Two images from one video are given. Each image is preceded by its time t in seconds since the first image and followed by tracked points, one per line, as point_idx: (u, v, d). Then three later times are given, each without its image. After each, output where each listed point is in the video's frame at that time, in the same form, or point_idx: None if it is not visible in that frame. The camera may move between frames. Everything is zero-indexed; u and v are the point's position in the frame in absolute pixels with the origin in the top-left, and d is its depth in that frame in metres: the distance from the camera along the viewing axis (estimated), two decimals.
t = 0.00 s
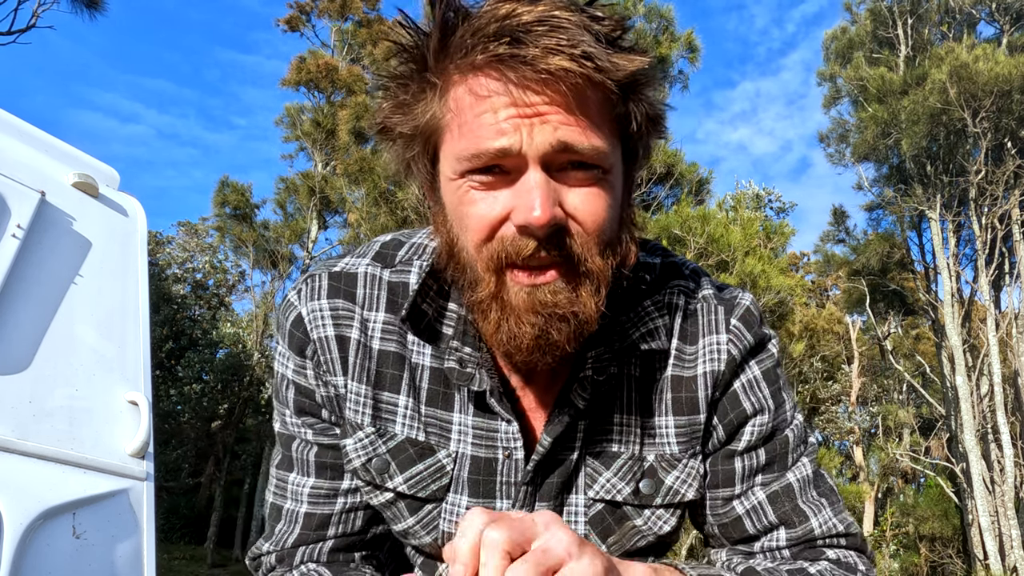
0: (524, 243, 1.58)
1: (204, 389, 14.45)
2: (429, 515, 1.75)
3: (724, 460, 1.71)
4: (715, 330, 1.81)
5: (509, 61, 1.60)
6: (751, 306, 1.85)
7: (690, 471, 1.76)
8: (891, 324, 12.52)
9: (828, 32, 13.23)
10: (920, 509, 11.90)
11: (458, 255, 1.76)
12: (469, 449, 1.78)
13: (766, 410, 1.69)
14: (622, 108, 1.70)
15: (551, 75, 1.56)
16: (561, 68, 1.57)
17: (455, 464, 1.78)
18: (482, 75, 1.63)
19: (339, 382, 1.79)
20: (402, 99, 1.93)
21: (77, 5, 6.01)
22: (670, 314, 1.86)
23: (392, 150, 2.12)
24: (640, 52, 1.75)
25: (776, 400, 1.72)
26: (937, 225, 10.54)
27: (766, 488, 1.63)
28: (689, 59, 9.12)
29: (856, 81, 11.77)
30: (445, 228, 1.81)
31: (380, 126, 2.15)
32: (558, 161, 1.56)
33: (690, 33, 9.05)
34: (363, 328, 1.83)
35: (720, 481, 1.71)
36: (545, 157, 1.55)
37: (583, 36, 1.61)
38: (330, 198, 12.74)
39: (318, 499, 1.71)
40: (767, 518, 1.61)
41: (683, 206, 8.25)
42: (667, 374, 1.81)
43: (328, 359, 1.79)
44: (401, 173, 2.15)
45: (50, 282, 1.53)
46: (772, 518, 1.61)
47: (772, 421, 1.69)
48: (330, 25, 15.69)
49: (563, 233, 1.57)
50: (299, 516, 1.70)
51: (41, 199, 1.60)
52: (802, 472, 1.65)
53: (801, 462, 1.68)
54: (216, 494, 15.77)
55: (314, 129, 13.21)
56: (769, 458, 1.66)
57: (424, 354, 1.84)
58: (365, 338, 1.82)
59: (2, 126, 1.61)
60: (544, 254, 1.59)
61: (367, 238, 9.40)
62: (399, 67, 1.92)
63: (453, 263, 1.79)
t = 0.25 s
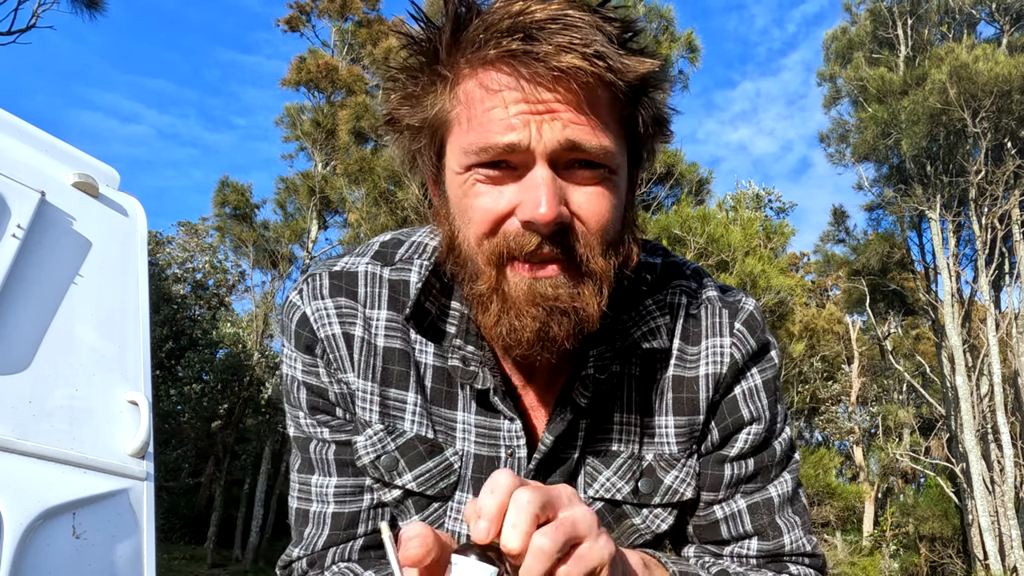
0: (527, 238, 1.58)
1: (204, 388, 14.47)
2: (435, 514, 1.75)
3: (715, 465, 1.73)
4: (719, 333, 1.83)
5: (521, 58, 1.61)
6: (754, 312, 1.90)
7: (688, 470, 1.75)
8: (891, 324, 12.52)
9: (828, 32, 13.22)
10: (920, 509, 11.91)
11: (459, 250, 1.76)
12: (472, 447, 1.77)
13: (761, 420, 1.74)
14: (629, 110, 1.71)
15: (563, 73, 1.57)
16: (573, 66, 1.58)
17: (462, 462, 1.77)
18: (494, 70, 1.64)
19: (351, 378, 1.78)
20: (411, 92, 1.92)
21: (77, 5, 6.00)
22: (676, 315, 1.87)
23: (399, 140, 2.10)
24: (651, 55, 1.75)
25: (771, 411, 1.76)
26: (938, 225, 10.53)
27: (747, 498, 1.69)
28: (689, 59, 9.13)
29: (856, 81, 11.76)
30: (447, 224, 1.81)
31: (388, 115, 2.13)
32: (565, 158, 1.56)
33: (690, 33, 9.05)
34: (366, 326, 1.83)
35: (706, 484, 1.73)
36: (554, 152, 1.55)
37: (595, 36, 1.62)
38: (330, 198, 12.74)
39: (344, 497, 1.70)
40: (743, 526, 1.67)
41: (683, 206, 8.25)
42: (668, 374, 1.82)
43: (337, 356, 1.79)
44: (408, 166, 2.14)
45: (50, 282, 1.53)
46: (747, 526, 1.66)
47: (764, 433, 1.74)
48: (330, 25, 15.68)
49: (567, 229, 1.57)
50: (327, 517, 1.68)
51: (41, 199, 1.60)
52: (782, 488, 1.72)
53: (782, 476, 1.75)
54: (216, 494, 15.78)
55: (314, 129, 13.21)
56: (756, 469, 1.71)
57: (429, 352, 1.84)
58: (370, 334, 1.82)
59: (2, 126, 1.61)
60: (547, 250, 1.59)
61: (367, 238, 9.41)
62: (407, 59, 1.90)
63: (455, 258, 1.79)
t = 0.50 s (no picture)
0: (525, 228, 1.57)
1: (204, 388, 14.49)
2: (447, 510, 1.73)
3: (713, 461, 1.77)
4: (723, 334, 1.87)
5: (534, 50, 1.61)
6: (754, 315, 1.97)
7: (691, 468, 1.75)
8: (891, 324, 12.52)
9: (828, 32, 13.21)
10: (920, 509, 11.92)
11: (458, 238, 1.75)
12: (477, 444, 1.77)
13: (759, 420, 1.80)
14: (636, 112, 1.74)
15: (574, 68, 1.58)
16: (585, 61, 1.59)
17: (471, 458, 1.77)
18: (507, 60, 1.64)
19: (364, 373, 1.79)
20: (424, 80, 1.92)
21: (77, 5, 6.00)
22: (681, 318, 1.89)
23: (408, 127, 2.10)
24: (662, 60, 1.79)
25: (768, 414, 1.83)
26: (938, 225, 10.53)
27: (740, 495, 1.75)
28: (689, 60, 9.14)
29: (856, 81, 11.76)
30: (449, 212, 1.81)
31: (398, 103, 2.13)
32: (570, 153, 1.56)
33: (690, 33, 9.07)
34: (374, 320, 1.84)
35: (705, 480, 1.75)
36: (559, 146, 1.55)
37: (608, 35, 1.65)
38: (331, 198, 12.74)
39: (362, 493, 1.68)
40: (733, 521, 1.73)
41: (683, 206, 8.25)
42: (673, 374, 1.83)
43: (348, 351, 1.79)
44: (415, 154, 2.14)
45: (50, 282, 1.53)
46: (738, 521, 1.72)
47: (760, 433, 1.80)
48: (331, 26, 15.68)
49: (566, 224, 1.57)
50: (345, 516, 1.66)
51: (41, 199, 1.60)
52: (770, 486, 1.79)
53: (769, 475, 1.82)
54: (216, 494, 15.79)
55: (314, 129, 13.21)
56: (750, 466, 1.77)
57: (436, 349, 1.84)
58: (377, 329, 1.83)
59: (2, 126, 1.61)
60: (545, 243, 1.58)
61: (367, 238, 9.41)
62: (424, 49, 1.91)
63: (453, 248, 1.78)
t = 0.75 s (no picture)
0: (534, 227, 1.56)
1: (204, 388, 14.51)
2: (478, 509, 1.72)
3: (706, 462, 1.84)
4: (724, 338, 1.96)
5: (570, 49, 1.64)
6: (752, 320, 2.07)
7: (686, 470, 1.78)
8: (891, 324, 12.51)
9: (828, 32, 13.21)
10: (920, 509, 11.92)
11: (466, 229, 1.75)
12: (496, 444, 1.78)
13: (753, 424, 1.90)
14: (663, 128, 1.79)
15: (610, 73, 1.61)
16: (621, 68, 1.63)
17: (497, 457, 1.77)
18: (543, 56, 1.66)
19: (379, 378, 1.78)
20: (457, 67, 1.90)
21: (78, 5, 6.02)
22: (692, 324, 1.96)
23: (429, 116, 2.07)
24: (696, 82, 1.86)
25: (759, 421, 1.94)
26: (938, 225, 10.53)
27: (727, 499, 1.81)
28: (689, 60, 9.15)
29: (856, 81, 11.76)
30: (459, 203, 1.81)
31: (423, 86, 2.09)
32: (591, 159, 1.57)
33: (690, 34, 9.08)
34: (385, 325, 1.82)
35: (700, 480, 1.81)
36: (582, 150, 1.56)
37: (647, 45, 1.70)
38: (331, 198, 12.74)
39: (392, 497, 1.71)
40: (721, 524, 1.77)
41: (683, 206, 8.26)
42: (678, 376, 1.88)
43: (361, 357, 1.78)
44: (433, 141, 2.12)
45: (50, 284, 1.53)
46: (724, 524, 1.78)
47: (753, 437, 1.90)
48: (331, 26, 15.68)
49: (574, 227, 1.57)
50: (378, 521, 1.68)
51: (41, 199, 1.60)
52: (754, 491, 1.88)
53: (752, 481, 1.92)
54: (216, 494, 15.80)
55: (314, 129, 13.21)
56: (739, 470, 1.86)
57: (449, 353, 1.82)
58: (390, 333, 1.82)
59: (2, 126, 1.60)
60: (552, 245, 1.58)
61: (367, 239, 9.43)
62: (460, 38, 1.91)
63: (462, 240, 1.78)
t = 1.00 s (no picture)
0: (558, 216, 1.55)
1: (204, 388, 14.52)
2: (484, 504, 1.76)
3: (698, 455, 1.89)
4: (719, 336, 2.03)
5: (632, 53, 1.68)
6: (748, 320, 2.18)
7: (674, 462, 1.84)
8: (891, 324, 12.51)
9: (828, 32, 13.21)
10: (920, 509, 11.93)
11: (488, 211, 1.73)
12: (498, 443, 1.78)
13: (744, 419, 1.97)
14: (701, 153, 1.85)
15: (665, 84, 1.66)
16: (679, 82, 1.68)
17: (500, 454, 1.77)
18: (604, 53, 1.69)
19: (374, 386, 1.78)
20: (514, 44, 1.91)
21: (77, 5, 6.01)
22: (693, 325, 2.03)
23: (474, 89, 2.07)
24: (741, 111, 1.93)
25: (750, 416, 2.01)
26: (938, 225, 10.53)
27: (718, 493, 1.86)
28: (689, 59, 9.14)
29: (856, 81, 11.75)
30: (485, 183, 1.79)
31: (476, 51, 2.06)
32: (627, 164, 1.59)
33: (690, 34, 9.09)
34: (375, 332, 1.81)
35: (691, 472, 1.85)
36: (622, 154, 1.57)
37: (708, 67, 1.77)
38: (331, 198, 12.75)
39: (399, 502, 1.71)
40: (710, 519, 1.82)
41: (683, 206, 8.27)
42: (676, 371, 1.93)
43: (353, 366, 1.78)
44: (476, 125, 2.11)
45: (50, 284, 1.53)
46: (715, 520, 1.82)
47: (744, 432, 1.96)
48: (331, 26, 15.68)
49: (593, 228, 1.55)
50: (388, 528, 1.67)
51: (41, 199, 1.60)
52: (746, 486, 1.93)
53: (745, 477, 1.96)
54: (215, 494, 15.80)
55: (314, 129, 13.20)
56: (730, 463, 1.91)
57: (444, 356, 1.79)
58: (381, 340, 1.80)
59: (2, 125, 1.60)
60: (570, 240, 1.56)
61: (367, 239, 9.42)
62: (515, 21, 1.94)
63: (480, 220, 1.77)
